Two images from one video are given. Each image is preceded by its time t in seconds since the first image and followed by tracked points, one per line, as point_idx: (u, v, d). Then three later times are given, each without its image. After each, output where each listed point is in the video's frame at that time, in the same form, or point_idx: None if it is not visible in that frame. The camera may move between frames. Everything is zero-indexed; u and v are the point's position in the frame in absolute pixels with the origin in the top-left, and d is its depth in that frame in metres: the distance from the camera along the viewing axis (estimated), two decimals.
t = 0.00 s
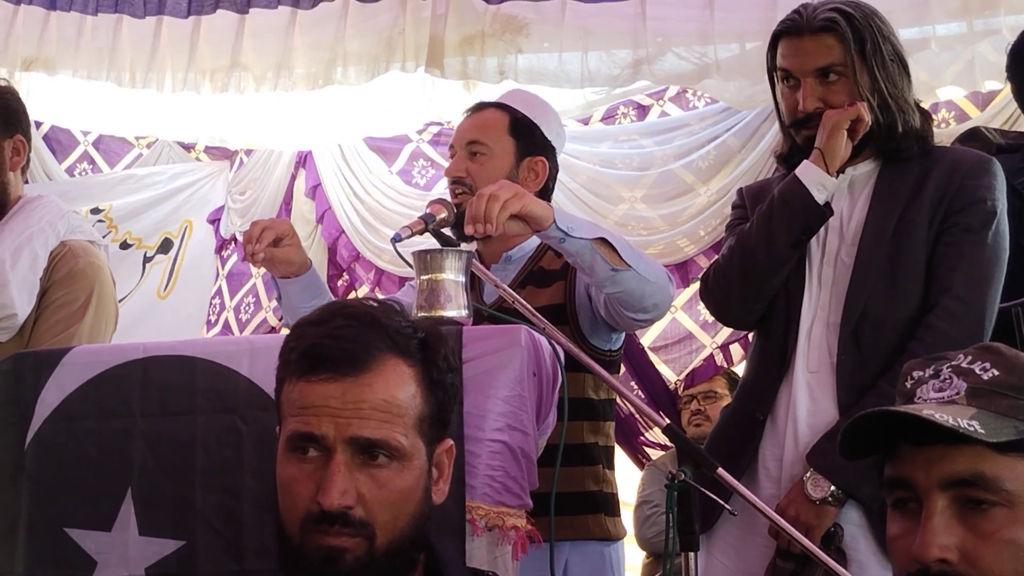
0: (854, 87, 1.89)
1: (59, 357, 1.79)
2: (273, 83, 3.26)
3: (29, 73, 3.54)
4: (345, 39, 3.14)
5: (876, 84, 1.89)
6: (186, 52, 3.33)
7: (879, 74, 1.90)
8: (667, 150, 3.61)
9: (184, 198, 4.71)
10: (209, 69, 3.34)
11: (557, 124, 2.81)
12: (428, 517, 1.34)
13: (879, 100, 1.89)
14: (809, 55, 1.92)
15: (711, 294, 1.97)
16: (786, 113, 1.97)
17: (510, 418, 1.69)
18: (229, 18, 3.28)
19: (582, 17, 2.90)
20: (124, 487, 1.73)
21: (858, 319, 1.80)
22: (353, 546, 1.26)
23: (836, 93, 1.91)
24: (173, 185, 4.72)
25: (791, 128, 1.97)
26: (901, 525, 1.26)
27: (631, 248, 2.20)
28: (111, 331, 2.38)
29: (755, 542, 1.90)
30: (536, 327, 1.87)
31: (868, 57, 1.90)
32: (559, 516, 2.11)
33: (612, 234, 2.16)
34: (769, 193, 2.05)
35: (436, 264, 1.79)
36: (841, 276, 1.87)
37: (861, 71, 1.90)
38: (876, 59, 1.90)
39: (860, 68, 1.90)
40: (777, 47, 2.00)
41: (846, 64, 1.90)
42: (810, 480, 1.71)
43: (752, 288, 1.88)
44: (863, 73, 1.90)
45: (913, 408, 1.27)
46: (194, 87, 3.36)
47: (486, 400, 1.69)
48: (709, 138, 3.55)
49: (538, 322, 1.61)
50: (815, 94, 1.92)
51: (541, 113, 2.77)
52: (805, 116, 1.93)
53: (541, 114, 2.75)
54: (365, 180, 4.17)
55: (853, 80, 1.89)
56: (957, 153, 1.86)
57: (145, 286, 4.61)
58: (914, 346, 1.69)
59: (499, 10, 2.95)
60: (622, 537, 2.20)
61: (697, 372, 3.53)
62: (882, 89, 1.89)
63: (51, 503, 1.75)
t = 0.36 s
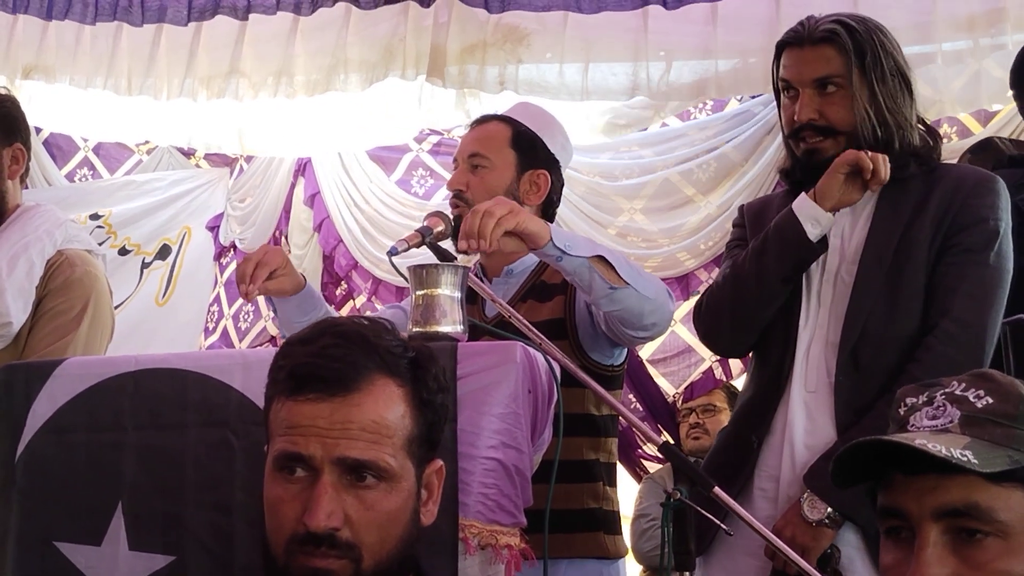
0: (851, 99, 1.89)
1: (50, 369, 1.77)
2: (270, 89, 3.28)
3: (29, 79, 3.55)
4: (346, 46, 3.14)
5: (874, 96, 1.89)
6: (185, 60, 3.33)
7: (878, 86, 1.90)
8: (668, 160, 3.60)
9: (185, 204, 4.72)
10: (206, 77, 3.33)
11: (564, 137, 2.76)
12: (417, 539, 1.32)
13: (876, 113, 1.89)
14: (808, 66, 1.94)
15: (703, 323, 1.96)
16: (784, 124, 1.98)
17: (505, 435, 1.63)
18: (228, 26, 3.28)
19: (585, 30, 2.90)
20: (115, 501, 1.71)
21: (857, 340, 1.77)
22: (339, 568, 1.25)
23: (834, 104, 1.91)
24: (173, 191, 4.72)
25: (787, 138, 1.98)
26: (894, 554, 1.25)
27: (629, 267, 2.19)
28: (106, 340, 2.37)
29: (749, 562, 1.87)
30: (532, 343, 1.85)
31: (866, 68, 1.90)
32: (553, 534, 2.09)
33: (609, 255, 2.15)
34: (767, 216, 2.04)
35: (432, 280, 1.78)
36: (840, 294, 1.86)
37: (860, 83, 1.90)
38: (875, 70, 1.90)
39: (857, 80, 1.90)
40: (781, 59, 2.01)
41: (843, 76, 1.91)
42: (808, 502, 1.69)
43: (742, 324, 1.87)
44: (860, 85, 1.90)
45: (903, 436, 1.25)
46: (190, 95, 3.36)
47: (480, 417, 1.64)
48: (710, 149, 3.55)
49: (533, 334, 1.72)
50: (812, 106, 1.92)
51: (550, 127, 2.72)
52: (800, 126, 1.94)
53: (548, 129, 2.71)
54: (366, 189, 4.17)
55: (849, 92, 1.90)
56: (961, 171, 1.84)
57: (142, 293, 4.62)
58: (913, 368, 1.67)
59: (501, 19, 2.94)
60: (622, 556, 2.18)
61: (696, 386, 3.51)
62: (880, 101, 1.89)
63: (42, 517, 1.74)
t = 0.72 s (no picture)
0: (833, 101, 1.90)
1: (21, 374, 1.76)
2: (255, 95, 3.28)
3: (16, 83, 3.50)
4: (331, 55, 3.13)
5: (856, 101, 1.89)
6: (170, 65, 3.32)
7: (861, 90, 1.90)
8: (656, 170, 3.62)
9: (174, 210, 4.72)
10: (189, 81, 3.34)
11: (551, 144, 2.76)
12: (379, 548, 1.30)
13: (857, 116, 1.89)
14: (794, 65, 1.94)
15: (670, 389, 1.92)
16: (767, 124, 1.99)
17: (478, 444, 1.58)
18: (214, 32, 3.28)
19: (571, 39, 2.90)
20: (83, 509, 1.69)
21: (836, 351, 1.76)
22: None
23: (816, 106, 1.92)
24: (160, 198, 4.73)
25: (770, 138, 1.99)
26: (856, 567, 1.23)
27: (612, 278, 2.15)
28: (84, 347, 2.36)
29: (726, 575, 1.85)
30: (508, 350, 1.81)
31: (851, 72, 1.90)
32: (529, 545, 2.07)
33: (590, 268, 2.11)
34: (742, 244, 2.01)
35: (406, 286, 1.74)
36: (818, 304, 1.84)
37: (842, 84, 1.90)
38: (859, 74, 1.90)
39: (840, 83, 1.90)
40: (769, 57, 2.02)
41: (827, 77, 1.91)
42: (785, 513, 1.67)
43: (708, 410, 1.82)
44: (843, 88, 1.90)
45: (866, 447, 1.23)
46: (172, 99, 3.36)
47: (454, 425, 1.59)
48: (699, 159, 3.55)
49: (509, 343, 1.63)
50: (794, 106, 1.93)
51: (537, 136, 2.73)
52: (780, 126, 1.94)
53: (535, 138, 2.71)
54: (353, 197, 4.18)
55: (832, 94, 1.90)
56: (942, 179, 1.83)
57: (128, 298, 4.64)
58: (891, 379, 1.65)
59: (485, 30, 2.92)
60: (605, 568, 2.16)
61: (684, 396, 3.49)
62: (862, 105, 1.89)
63: (12, 524, 1.73)
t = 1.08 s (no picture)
0: (826, 121, 1.94)
1: (16, 399, 1.75)
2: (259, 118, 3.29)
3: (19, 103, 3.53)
4: (333, 76, 3.14)
5: (849, 120, 1.93)
6: (175, 88, 3.33)
7: (854, 110, 1.93)
8: (656, 189, 3.62)
9: (174, 229, 4.72)
10: (196, 104, 3.35)
11: (550, 168, 2.78)
12: None
13: (850, 136, 1.92)
14: (788, 86, 1.99)
15: (662, 431, 1.96)
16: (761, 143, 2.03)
17: (473, 469, 1.56)
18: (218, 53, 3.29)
19: (571, 62, 2.91)
20: (77, 533, 1.68)
21: (826, 372, 1.77)
22: None
23: (809, 126, 1.96)
24: (163, 217, 4.73)
25: (764, 158, 2.03)
26: None
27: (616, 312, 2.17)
28: (83, 370, 2.37)
29: None
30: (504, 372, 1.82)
31: (843, 92, 1.95)
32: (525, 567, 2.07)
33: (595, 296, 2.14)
34: (736, 269, 2.05)
35: (402, 311, 1.76)
36: (811, 326, 1.85)
37: (836, 105, 1.94)
38: (852, 94, 1.94)
39: (834, 103, 1.94)
40: (764, 78, 2.07)
41: (820, 97, 1.95)
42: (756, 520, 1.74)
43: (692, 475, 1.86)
44: (836, 108, 1.94)
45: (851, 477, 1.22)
46: (180, 120, 3.37)
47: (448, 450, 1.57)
48: (698, 178, 3.55)
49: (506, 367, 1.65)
50: (787, 126, 1.98)
51: (536, 159, 2.75)
52: (774, 145, 1.99)
53: (534, 161, 2.73)
54: (354, 215, 4.19)
55: (824, 114, 1.94)
56: (937, 201, 1.84)
57: (129, 318, 4.64)
58: (881, 402, 1.66)
59: (486, 51, 2.94)
60: None
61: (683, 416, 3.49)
62: (854, 125, 1.93)
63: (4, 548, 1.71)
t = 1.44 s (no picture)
0: (832, 140, 2.04)
1: (28, 416, 1.76)
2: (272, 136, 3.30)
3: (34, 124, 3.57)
4: (345, 94, 3.16)
5: (856, 138, 2.03)
6: (188, 107, 3.35)
7: (861, 128, 2.04)
8: (667, 206, 3.63)
9: (190, 245, 4.82)
10: (207, 124, 3.39)
11: (552, 185, 2.79)
12: None
13: (857, 153, 2.02)
14: (796, 105, 2.08)
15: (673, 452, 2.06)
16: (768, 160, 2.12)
17: (480, 486, 1.57)
18: (230, 74, 3.32)
19: (582, 78, 2.94)
20: (87, 550, 1.69)
21: (829, 392, 1.85)
22: None
23: (815, 144, 2.06)
24: (176, 235, 4.81)
25: (769, 175, 2.12)
26: None
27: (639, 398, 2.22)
28: (95, 388, 2.40)
29: None
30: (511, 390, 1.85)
31: (851, 111, 2.05)
32: None
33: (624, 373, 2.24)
34: (736, 290, 2.16)
35: (409, 329, 1.77)
36: (812, 344, 1.94)
37: (841, 124, 2.04)
38: (858, 113, 2.05)
39: (840, 122, 2.04)
40: (770, 95, 2.16)
41: (828, 115, 2.05)
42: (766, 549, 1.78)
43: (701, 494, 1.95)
44: (843, 126, 2.04)
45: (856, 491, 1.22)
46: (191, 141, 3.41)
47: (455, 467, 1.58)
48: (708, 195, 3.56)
49: (514, 384, 1.73)
50: (794, 144, 2.07)
51: (536, 175, 2.76)
52: (782, 163, 2.07)
53: (535, 177, 2.75)
54: (366, 233, 4.22)
55: (832, 133, 2.04)
56: (939, 221, 1.92)
57: (143, 334, 4.64)
58: (883, 422, 1.73)
59: (497, 69, 2.95)
60: None
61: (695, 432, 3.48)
62: (861, 142, 2.03)
63: (15, 565, 1.72)
